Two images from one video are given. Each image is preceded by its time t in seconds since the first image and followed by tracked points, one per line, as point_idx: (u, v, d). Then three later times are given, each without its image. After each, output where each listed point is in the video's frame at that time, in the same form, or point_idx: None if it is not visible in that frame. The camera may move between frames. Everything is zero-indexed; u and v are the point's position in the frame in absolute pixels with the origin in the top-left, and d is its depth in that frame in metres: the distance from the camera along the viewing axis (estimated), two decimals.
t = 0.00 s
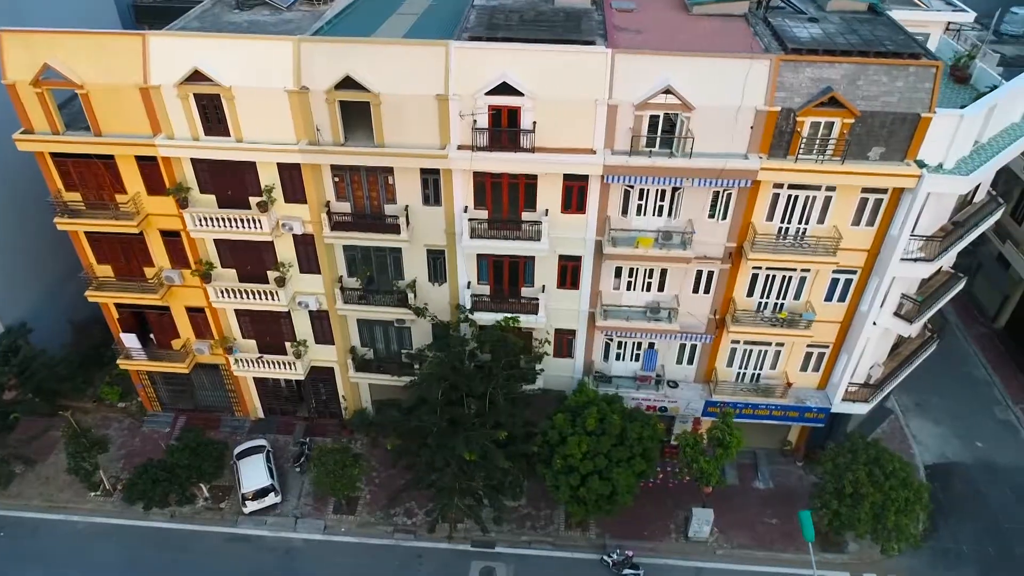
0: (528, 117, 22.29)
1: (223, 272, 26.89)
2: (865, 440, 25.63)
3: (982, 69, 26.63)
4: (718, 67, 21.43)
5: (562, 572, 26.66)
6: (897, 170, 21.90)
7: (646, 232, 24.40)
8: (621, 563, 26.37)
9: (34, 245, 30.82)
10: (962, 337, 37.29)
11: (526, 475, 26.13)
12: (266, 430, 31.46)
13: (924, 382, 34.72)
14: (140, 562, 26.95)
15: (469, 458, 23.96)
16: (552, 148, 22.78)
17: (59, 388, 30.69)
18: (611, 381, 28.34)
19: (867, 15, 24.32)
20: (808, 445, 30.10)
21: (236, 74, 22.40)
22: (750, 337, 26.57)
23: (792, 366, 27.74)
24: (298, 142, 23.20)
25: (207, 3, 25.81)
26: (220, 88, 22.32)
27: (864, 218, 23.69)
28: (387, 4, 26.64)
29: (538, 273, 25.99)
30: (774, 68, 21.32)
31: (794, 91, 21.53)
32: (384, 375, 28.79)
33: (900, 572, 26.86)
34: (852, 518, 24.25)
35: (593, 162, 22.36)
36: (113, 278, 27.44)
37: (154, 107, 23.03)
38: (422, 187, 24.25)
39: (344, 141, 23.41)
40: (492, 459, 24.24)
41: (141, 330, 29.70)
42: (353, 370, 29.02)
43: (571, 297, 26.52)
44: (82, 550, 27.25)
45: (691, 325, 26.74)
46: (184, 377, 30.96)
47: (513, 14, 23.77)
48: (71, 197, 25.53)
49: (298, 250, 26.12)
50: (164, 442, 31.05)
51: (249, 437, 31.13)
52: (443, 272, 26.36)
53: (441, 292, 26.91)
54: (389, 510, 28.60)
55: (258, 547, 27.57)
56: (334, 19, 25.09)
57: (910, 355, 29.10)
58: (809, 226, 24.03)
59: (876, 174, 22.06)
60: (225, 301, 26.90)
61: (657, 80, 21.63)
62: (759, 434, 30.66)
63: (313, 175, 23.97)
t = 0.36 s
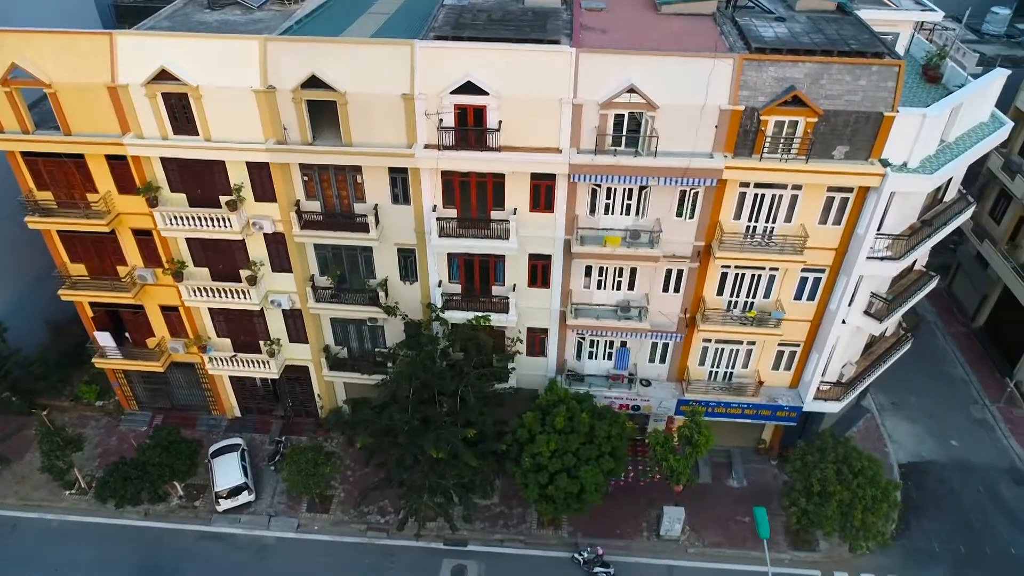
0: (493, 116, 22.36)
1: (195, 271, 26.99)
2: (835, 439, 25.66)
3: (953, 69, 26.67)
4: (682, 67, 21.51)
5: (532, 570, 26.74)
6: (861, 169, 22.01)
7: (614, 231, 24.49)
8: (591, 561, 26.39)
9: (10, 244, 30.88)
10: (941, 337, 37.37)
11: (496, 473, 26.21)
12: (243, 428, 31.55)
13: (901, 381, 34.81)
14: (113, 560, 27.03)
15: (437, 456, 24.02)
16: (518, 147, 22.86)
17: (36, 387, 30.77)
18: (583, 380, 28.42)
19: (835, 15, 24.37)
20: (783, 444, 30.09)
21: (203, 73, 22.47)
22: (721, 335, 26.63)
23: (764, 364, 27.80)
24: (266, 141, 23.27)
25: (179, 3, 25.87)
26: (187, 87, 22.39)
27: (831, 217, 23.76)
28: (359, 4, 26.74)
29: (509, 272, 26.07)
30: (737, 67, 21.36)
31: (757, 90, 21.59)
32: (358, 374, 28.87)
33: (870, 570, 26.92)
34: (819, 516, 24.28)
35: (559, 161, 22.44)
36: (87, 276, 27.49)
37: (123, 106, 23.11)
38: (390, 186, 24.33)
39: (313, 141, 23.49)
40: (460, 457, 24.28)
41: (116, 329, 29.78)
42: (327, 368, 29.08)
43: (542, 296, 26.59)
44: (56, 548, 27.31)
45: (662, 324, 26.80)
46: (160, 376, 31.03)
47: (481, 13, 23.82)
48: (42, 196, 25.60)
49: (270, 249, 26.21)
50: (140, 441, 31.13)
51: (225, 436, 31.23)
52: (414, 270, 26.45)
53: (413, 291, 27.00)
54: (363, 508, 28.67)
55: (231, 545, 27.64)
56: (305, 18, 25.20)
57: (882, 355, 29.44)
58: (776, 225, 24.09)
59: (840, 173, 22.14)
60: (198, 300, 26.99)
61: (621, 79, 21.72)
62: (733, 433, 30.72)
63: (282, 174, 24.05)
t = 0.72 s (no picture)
0: (458, 114, 22.42)
1: (167, 270, 27.08)
2: (803, 437, 25.72)
3: (923, 67, 26.72)
4: (645, 66, 21.57)
5: (503, 568, 26.82)
6: (824, 167, 22.09)
7: (581, 229, 24.58)
8: (561, 559, 26.44)
9: None
10: (919, 336, 37.43)
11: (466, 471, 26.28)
12: (218, 427, 31.67)
13: (878, 379, 34.87)
14: (85, 557, 27.15)
15: (404, 454, 24.09)
16: (484, 146, 22.95)
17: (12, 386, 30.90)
18: (555, 378, 28.53)
19: (801, 14, 24.44)
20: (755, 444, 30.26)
21: (169, 73, 22.57)
22: (691, 334, 26.71)
23: (735, 363, 27.87)
24: (232, 140, 23.37)
25: (149, 3, 25.98)
26: (153, 87, 22.49)
27: (797, 215, 23.83)
28: (330, 4, 26.85)
29: (479, 271, 26.15)
30: (699, 66, 21.42)
31: (720, 89, 21.66)
32: (331, 373, 28.94)
33: (840, 568, 27.00)
34: (785, 514, 24.34)
35: (523, 160, 22.55)
36: (59, 275, 27.59)
37: (90, 105, 23.20)
38: (358, 185, 24.43)
39: (280, 140, 23.60)
40: (428, 456, 24.35)
41: (91, 328, 29.86)
42: (300, 367, 29.17)
43: (512, 295, 26.67)
44: (29, 546, 27.42)
45: (632, 322, 26.89)
46: (136, 375, 31.11)
47: (448, 12, 23.87)
48: (13, 195, 25.70)
49: (240, 248, 26.30)
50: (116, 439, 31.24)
51: (201, 434, 31.35)
52: (384, 269, 26.53)
53: (384, 290, 27.08)
54: (336, 506, 28.74)
55: (203, 543, 27.72)
56: (274, 18, 25.31)
57: (855, 354, 29.55)
58: (742, 224, 24.17)
59: (803, 172, 22.23)
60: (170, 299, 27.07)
61: (584, 78, 21.80)
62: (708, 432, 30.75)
63: (251, 172, 24.16)
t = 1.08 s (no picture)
0: (422, 113, 22.49)
1: (138, 268, 27.14)
2: (771, 435, 25.77)
3: (892, 66, 26.78)
4: (607, 64, 21.62)
5: (473, 566, 26.90)
6: (787, 166, 22.14)
7: (548, 227, 24.64)
8: (530, 557, 26.50)
9: None
10: (897, 334, 37.50)
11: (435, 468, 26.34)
12: (193, 425, 31.75)
13: (854, 378, 34.91)
14: (56, 555, 27.21)
15: (371, 452, 24.15)
16: (448, 144, 23.01)
17: None
18: (527, 377, 28.64)
19: (768, 12, 24.50)
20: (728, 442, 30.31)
21: (134, 71, 22.62)
22: (661, 332, 26.76)
23: (706, 361, 27.94)
24: (199, 139, 23.43)
25: (118, 1, 26.02)
26: (119, 85, 22.56)
27: (763, 214, 23.88)
28: (300, 3, 26.93)
29: (448, 269, 26.20)
30: (661, 65, 21.48)
31: (682, 87, 21.72)
32: (304, 371, 29.01)
33: (809, 565, 27.07)
34: (752, 512, 24.39)
35: (487, 158, 22.63)
36: (31, 273, 27.66)
37: (56, 103, 23.25)
38: (325, 183, 24.49)
39: (246, 138, 23.67)
40: (394, 453, 24.40)
41: (65, 326, 29.93)
42: (273, 365, 29.24)
43: (482, 293, 26.73)
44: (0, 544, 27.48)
45: (602, 320, 26.95)
46: (111, 374, 31.14)
47: (414, 11, 23.91)
48: None
49: (210, 246, 26.37)
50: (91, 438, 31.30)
51: (176, 433, 31.44)
52: (354, 268, 26.59)
53: (354, 288, 27.13)
54: (308, 504, 28.79)
55: (175, 541, 27.79)
56: (243, 17, 25.36)
57: (826, 353, 29.62)
58: (709, 222, 24.22)
59: (766, 170, 22.29)
60: (141, 297, 27.13)
61: (547, 77, 21.86)
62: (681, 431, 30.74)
63: (218, 171, 24.20)
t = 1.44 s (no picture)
0: (384, 111, 22.54)
1: (107, 267, 27.21)
2: (737, 433, 25.84)
3: (860, 65, 26.80)
4: (568, 62, 21.64)
5: (442, 564, 26.94)
6: (748, 164, 22.17)
7: (513, 226, 24.69)
8: (497, 555, 26.49)
9: None
10: (874, 333, 37.56)
11: (403, 466, 26.41)
12: (167, 424, 31.84)
13: (829, 376, 34.95)
14: (26, 552, 27.26)
15: (335, 450, 24.21)
16: (411, 143, 23.08)
17: None
18: (497, 375, 28.67)
19: (732, 11, 24.53)
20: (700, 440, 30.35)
21: (97, 70, 22.67)
22: (629, 331, 26.83)
23: (675, 360, 27.98)
24: (163, 137, 23.49)
25: (86, 0, 26.05)
26: (82, 84, 22.61)
27: (727, 212, 23.89)
28: (269, 2, 26.97)
29: (416, 267, 26.23)
30: (621, 63, 21.51)
31: (642, 86, 21.76)
32: (275, 369, 29.04)
33: (777, 563, 27.13)
34: (715, 509, 24.46)
35: (449, 157, 22.70)
36: (1, 272, 27.74)
37: (20, 102, 23.31)
38: (290, 181, 24.52)
39: (211, 137, 23.75)
40: (359, 450, 24.46)
41: (37, 325, 29.99)
42: (244, 364, 29.30)
43: (450, 291, 26.78)
44: None
45: (570, 319, 26.99)
46: (84, 373, 31.17)
47: (378, 9, 23.93)
48: None
49: (179, 244, 26.42)
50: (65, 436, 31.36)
51: (149, 431, 31.55)
52: (322, 266, 26.63)
53: (322, 286, 27.16)
54: (279, 503, 28.83)
55: (145, 539, 27.85)
56: (210, 15, 25.41)
57: (797, 351, 29.62)
58: (673, 220, 24.26)
59: (727, 168, 22.33)
60: (110, 295, 27.18)
61: (507, 75, 21.90)
62: (654, 429, 30.75)
63: (183, 170, 24.23)
